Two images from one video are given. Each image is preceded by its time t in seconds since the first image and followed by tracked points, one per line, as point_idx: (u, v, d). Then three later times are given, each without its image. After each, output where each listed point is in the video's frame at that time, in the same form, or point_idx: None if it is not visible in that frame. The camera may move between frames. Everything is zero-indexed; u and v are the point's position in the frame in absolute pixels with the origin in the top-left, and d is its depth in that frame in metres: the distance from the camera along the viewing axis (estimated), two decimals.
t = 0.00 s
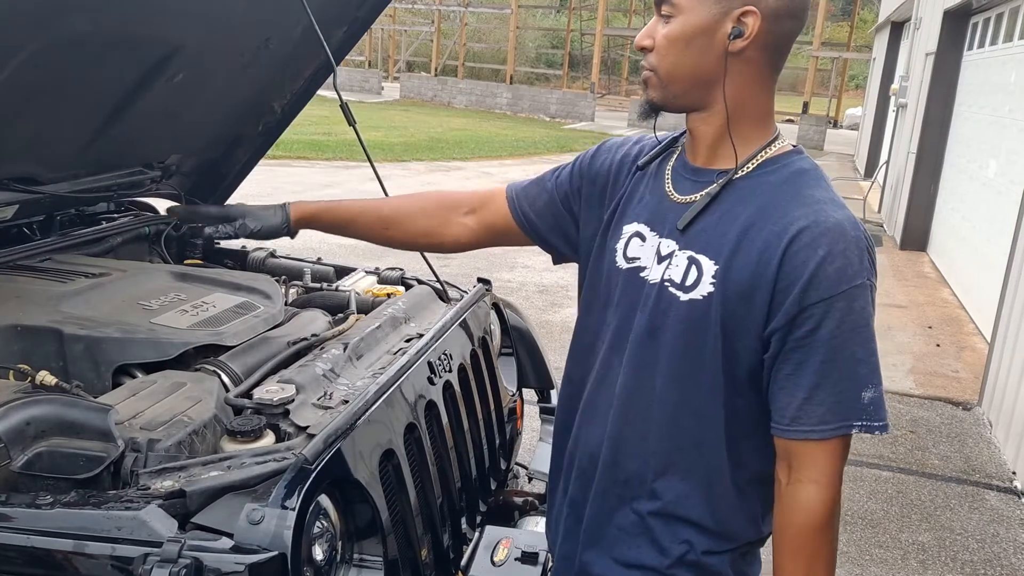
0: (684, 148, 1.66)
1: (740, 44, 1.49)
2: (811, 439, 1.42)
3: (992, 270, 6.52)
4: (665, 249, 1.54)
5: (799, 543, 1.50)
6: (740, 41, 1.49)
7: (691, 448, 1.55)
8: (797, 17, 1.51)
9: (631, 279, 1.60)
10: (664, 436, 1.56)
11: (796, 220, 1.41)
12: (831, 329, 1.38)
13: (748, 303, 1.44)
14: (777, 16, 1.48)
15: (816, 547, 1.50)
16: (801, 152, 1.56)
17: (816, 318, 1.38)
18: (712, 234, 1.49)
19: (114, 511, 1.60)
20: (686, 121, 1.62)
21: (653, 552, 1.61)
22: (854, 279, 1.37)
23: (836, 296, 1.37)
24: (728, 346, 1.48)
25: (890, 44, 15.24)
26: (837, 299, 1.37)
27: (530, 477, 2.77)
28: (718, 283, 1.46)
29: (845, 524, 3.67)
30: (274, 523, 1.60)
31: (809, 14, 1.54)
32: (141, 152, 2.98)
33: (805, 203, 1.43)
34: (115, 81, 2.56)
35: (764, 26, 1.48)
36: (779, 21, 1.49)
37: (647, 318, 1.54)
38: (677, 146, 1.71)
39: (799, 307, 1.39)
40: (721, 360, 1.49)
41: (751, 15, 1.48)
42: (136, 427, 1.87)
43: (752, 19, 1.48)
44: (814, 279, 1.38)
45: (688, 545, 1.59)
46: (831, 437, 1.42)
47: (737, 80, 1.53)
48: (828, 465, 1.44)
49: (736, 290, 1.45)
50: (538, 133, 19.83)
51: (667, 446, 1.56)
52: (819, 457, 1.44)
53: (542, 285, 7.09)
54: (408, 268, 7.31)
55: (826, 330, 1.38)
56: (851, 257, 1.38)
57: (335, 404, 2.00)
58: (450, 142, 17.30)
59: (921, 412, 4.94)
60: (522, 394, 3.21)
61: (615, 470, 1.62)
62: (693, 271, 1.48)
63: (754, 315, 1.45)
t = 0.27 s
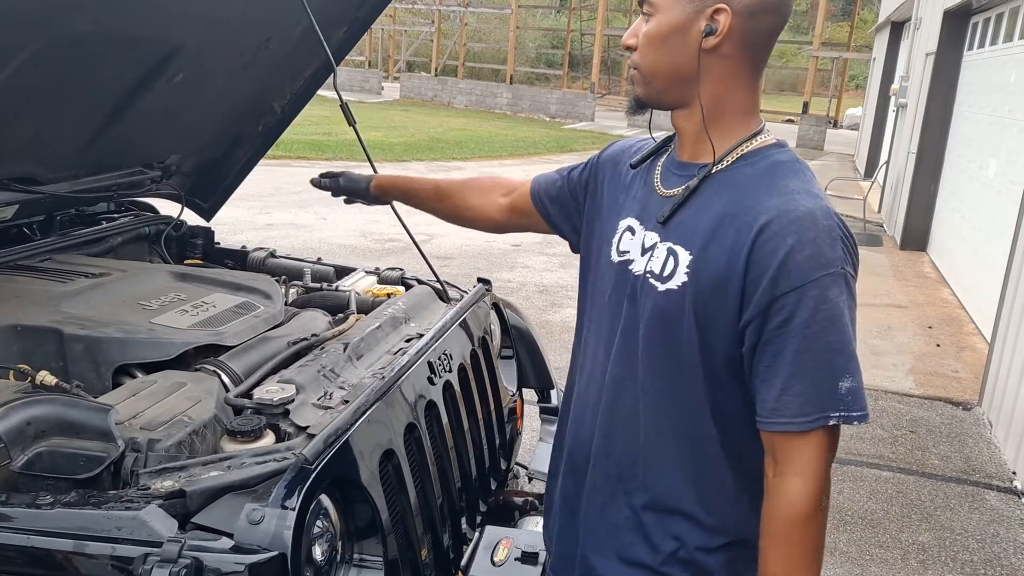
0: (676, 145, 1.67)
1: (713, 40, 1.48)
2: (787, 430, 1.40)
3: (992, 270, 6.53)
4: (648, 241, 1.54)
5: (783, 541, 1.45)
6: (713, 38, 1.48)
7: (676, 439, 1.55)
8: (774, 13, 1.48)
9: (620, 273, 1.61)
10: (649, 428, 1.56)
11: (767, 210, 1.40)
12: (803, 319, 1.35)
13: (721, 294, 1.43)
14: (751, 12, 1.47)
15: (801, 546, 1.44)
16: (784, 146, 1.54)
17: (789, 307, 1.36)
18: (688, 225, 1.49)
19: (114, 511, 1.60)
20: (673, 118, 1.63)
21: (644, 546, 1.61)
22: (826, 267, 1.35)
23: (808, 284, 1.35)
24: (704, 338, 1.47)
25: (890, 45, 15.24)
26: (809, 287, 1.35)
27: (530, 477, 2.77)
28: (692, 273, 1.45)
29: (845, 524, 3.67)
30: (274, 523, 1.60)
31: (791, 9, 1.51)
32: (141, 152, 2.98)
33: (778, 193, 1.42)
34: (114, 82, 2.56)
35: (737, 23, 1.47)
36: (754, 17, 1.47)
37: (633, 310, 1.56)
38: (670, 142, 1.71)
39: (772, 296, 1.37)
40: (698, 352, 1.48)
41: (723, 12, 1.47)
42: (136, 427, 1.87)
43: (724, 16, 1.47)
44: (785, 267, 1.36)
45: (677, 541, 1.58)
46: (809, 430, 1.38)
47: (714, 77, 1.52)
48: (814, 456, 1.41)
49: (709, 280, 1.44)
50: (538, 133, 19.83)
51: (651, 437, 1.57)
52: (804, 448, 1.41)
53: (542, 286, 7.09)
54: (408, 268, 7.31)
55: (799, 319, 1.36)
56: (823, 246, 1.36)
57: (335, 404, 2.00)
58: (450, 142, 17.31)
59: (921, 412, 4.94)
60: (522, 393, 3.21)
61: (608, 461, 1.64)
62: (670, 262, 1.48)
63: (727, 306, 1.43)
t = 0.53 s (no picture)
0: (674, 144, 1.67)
1: (705, 39, 1.48)
2: (753, 416, 1.38)
3: (992, 270, 6.53)
4: (640, 234, 1.56)
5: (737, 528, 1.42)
6: (705, 36, 1.48)
7: (663, 429, 1.55)
8: (766, 11, 1.48)
9: (616, 268, 1.62)
10: (634, 419, 1.57)
11: (745, 199, 1.40)
12: (773, 305, 1.34)
13: (701, 282, 1.43)
14: (743, 11, 1.47)
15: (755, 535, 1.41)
16: (776, 140, 1.53)
17: (761, 293, 1.35)
18: (676, 217, 1.50)
19: (114, 511, 1.60)
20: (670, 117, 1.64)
21: (636, 539, 1.61)
22: (799, 254, 1.34)
23: (780, 270, 1.34)
24: (688, 328, 1.47)
25: (890, 45, 15.24)
26: (780, 273, 1.33)
27: (530, 477, 2.77)
28: (675, 263, 1.46)
29: (846, 524, 3.67)
30: (274, 523, 1.60)
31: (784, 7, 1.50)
32: (141, 152, 2.98)
33: (758, 183, 1.42)
34: (114, 82, 2.56)
35: (729, 21, 1.47)
36: (746, 16, 1.47)
37: (624, 302, 1.57)
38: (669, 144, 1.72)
39: (745, 282, 1.37)
40: (681, 342, 1.48)
41: (714, 11, 1.47)
42: (136, 427, 1.87)
43: (715, 15, 1.47)
44: (757, 254, 1.35)
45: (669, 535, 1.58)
46: (772, 415, 1.36)
47: (707, 75, 1.52)
48: (775, 443, 1.38)
49: (689, 269, 1.44)
50: (538, 133, 19.83)
51: (637, 428, 1.57)
52: (765, 435, 1.38)
53: (542, 286, 7.09)
54: (408, 268, 7.31)
55: (770, 305, 1.34)
56: (796, 233, 1.34)
57: (335, 404, 2.00)
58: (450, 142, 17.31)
59: (921, 412, 4.94)
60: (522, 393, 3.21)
61: (599, 453, 1.64)
62: (656, 252, 1.50)
63: (706, 294, 1.43)
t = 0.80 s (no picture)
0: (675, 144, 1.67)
1: (719, 39, 1.48)
2: (761, 414, 1.38)
3: (992, 270, 6.53)
4: (645, 233, 1.56)
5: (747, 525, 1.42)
6: (718, 37, 1.48)
7: (669, 426, 1.55)
8: (773, 11, 1.50)
9: (619, 267, 1.63)
10: (639, 417, 1.57)
11: (753, 198, 1.41)
12: (782, 304, 1.35)
13: (707, 280, 1.43)
14: (753, 11, 1.48)
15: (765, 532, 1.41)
16: (779, 141, 1.54)
17: (769, 291, 1.35)
18: (682, 215, 1.50)
19: (114, 511, 1.60)
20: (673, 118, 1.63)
21: (642, 537, 1.61)
22: (808, 253, 1.34)
23: (789, 269, 1.34)
24: (694, 325, 1.47)
25: (890, 45, 15.24)
26: (789, 272, 1.34)
27: (530, 477, 2.77)
28: (680, 261, 1.46)
29: (845, 524, 3.67)
30: (274, 523, 1.60)
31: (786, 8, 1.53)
32: (141, 153, 2.98)
33: (766, 182, 1.42)
34: (115, 81, 2.56)
35: (741, 21, 1.48)
36: (756, 16, 1.48)
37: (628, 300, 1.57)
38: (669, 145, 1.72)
39: (753, 280, 1.37)
40: (687, 340, 1.48)
41: (727, 11, 1.47)
42: (136, 427, 1.87)
43: (728, 15, 1.47)
44: (765, 252, 1.36)
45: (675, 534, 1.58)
46: (781, 413, 1.36)
47: (717, 75, 1.52)
48: (785, 441, 1.38)
49: (696, 267, 1.44)
50: (538, 134, 19.83)
51: (643, 427, 1.56)
52: (776, 433, 1.38)
53: (542, 286, 7.10)
54: (407, 268, 7.31)
55: (778, 303, 1.35)
56: (805, 232, 1.35)
57: (335, 404, 2.01)
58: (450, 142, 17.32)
59: (921, 412, 4.94)
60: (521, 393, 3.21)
61: (602, 452, 1.64)
62: (661, 251, 1.50)
63: (713, 292, 1.43)
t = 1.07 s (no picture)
0: (681, 146, 1.67)
1: (738, 41, 1.49)
2: (795, 420, 1.40)
3: (992, 270, 6.53)
4: (660, 238, 1.54)
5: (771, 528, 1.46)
6: (737, 39, 1.49)
7: (690, 433, 1.54)
8: (784, 12, 1.52)
9: (628, 271, 1.60)
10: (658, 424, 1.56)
11: (782, 205, 1.41)
12: (817, 312, 1.36)
13: (737, 287, 1.43)
14: (769, 13, 1.50)
15: (790, 534, 1.45)
16: (793, 144, 1.56)
17: (803, 299, 1.37)
18: (704, 221, 1.50)
19: (114, 511, 1.60)
20: (683, 121, 1.63)
21: (654, 541, 1.60)
22: (840, 261, 1.36)
23: (824, 277, 1.35)
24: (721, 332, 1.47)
25: (890, 45, 15.25)
26: (824, 280, 1.35)
27: (530, 477, 2.77)
28: (708, 268, 1.45)
29: (845, 524, 3.67)
30: (274, 523, 1.59)
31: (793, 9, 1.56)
32: (141, 153, 2.98)
33: (793, 190, 1.43)
34: (115, 82, 2.56)
35: (759, 22, 1.49)
36: (772, 18, 1.50)
37: (643, 306, 1.55)
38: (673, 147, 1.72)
39: (787, 288, 1.38)
40: (713, 346, 1.48)
41: (745, 12, 1.48)
42: (136, 427, 1.87)
43: (747, 16, 1.48)
44: (800, 261, 1.37)
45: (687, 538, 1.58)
46: (813, 418, 1.39)
47: (734, 77, 1.53)
48: (810, 446, 1.42)
49: (725, 274, 1.44)
50: (538, 134, 19.83)
51: (662, 434, 1.56)
52: (802, 438, 1.41)
53: (542, 286, 7.10)
54: (407, 268, 7.31)
55: (813, 310, 1.36)
56: (837, 240, 1.37)
57: (335, 404, 2.01)
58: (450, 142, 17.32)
59: (921, 412, 4.94)
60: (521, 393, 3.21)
61: (615, 458, 1.62)
62: (685, 257, 1.49)
63: (743, 299, 1.44)
